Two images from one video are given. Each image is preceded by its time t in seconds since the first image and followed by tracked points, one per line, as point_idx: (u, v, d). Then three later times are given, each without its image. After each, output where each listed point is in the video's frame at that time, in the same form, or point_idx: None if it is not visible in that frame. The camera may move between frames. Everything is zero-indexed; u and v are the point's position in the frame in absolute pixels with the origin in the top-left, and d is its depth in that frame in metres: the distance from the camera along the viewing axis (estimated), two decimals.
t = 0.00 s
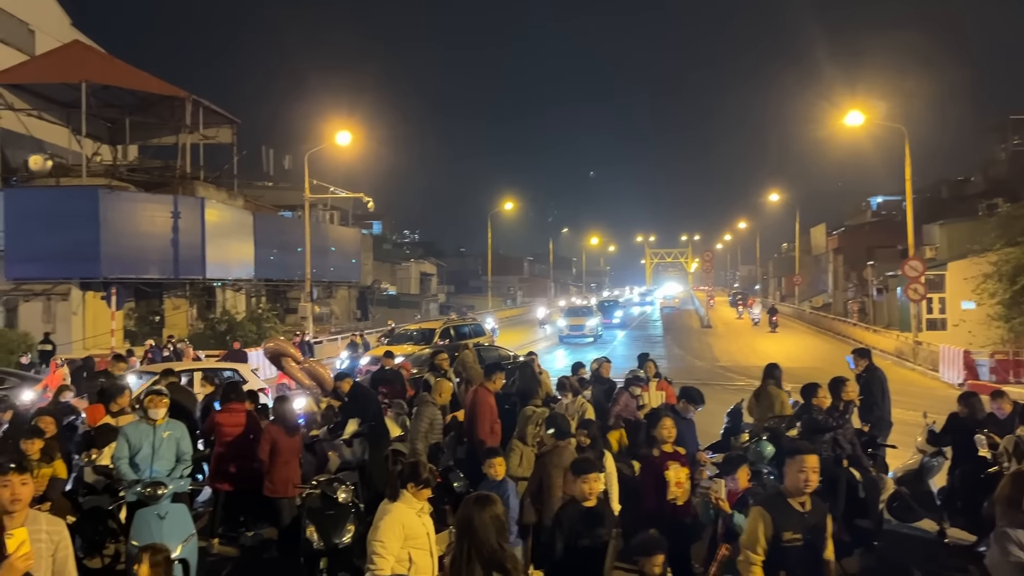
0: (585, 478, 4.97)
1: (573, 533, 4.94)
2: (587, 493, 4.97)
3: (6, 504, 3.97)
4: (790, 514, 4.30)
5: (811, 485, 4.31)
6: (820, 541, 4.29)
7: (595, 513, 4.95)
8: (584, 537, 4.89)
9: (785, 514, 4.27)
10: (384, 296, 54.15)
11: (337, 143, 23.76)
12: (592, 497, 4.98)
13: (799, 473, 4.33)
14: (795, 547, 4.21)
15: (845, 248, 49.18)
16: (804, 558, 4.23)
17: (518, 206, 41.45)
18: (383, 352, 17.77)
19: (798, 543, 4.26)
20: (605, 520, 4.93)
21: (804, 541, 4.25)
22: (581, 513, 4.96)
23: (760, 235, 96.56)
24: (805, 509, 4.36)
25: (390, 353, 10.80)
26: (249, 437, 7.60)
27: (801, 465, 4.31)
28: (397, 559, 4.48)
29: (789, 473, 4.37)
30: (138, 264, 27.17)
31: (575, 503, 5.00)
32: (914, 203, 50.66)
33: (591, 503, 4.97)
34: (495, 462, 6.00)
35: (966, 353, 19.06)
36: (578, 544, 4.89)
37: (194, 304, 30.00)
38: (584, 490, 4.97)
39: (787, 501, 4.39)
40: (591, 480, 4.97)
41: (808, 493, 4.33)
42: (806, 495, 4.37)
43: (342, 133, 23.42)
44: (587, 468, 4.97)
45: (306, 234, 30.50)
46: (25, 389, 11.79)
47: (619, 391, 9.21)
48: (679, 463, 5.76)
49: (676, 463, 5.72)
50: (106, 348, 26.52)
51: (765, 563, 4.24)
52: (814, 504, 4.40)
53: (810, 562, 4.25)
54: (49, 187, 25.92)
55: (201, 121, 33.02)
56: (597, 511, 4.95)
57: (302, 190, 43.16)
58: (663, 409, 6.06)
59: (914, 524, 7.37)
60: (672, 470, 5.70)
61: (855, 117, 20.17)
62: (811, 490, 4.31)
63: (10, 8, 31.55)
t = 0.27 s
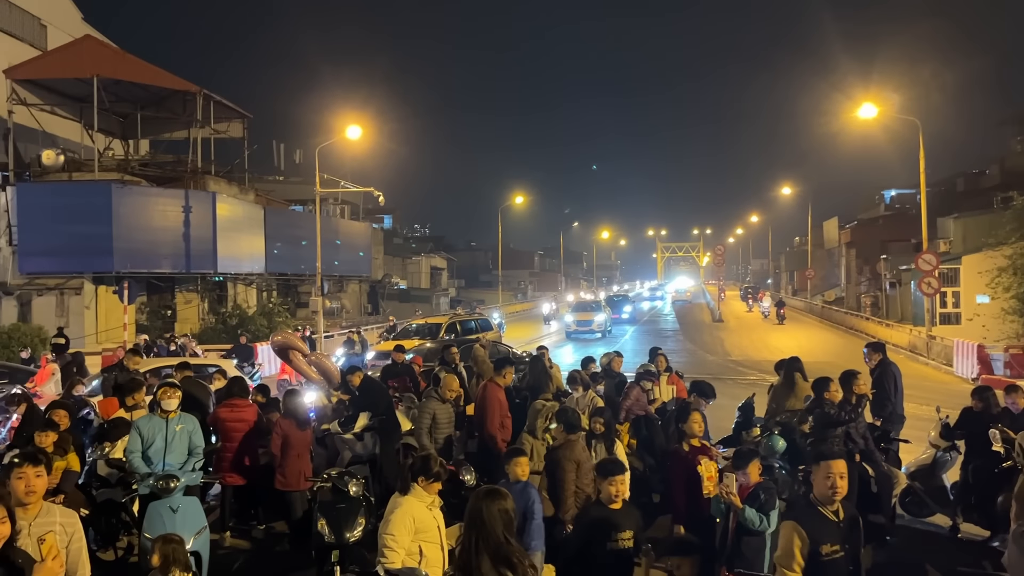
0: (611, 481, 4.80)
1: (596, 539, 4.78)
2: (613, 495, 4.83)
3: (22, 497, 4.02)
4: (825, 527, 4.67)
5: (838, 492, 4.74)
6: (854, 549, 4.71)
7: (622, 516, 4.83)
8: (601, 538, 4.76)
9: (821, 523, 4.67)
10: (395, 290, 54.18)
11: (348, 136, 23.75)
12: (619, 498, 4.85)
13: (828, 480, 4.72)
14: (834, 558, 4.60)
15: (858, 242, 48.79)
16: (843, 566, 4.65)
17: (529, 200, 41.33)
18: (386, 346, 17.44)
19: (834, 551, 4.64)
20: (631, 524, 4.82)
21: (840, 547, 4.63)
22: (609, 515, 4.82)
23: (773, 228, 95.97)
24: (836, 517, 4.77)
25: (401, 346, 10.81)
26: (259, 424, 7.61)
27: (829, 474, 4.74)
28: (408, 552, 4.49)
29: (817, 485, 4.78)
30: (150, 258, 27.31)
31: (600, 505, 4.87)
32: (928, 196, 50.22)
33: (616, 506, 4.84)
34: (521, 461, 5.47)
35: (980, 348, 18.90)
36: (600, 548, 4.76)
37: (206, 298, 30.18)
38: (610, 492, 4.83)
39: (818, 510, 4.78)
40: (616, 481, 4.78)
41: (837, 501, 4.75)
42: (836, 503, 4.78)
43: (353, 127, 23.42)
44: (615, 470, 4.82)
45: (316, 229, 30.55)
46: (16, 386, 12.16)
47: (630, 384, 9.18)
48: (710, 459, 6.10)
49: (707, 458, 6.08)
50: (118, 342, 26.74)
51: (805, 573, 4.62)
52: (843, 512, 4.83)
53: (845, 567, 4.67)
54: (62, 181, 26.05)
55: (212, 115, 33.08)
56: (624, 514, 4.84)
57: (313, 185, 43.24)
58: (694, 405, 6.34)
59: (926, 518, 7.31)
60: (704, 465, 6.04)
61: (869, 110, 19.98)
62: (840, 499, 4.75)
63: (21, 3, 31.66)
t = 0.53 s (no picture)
0: (630, 477, 4.83)
1: (614, 538, 4.77)
2: (632, 492, 4.84)
3: (30, 485, 4.04)
4: (850, 522, 4.19)
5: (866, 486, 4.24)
6: (885, 546, 4.22)
7: (638, 514, 4.85)
8: (615, 533, 4.77)
9: (848, 518, 4.18)
10: (403, 283, 54.22)
11: (355, 129, 23.76)
12: (636, 495, 4.87)
13: (853, 473, 4.24)
14: (863, 556, 4.11)
15: (867, 234, 48.51)
16: (873, 565, 4.15)
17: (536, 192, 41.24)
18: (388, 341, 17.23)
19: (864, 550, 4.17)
20: (647, 520, 4.84)
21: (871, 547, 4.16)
22: (627, 513, 4.82)
23: (781, 221, 95.61)
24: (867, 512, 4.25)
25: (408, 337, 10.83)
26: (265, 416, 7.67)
27: (853, 465, 4.24)
28: (414, 541, 4.51)
29: (841, 476, 4.30)
30: (158, 251, 27.44)
31: (617, 502, 4.88)
32: (938, 188, 49.89)
33: (634, 503, 4.86)
34: (543, 458, 5.09)
35: (989, 340, 18.78)
36: (615, 547, 4.76)
37: (214, 291, 30.26)
38: (629, 489, 4.84)
39: (844, 505, 4.30)
40: (633, 478, 4.82)
41: (866, 496, 4.24)
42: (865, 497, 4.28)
43: (360, 120, 23.42)
44: (632, 466, 4.86)
45: (324, 221, 30.59)
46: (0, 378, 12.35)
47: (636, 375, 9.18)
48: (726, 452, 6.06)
49: (722, 450, 6.05)
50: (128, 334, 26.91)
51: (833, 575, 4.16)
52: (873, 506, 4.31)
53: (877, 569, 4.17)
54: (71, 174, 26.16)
55: (220, 108, 33.14)
56: (640, 511, 4.85)
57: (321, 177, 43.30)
58: (715, 396, 6.36)
59: (933, 510, 7.32)
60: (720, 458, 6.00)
61: (878, 101, 19.84)
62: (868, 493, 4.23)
63: None
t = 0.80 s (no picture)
0: (646, 473, 4.82)
1: (632, 538, 4.79)
2: (648, 488, 4.84)
3: (33, 476, 4.06)
4: (870, 528, 3.92)
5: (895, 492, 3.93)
6: (912, 554, 3.92)
7: (653, 511, 4.84)
8: (630, 532, 4.79)
9: (869, 526, 3.89)
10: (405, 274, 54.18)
11: (357, 119, 23.70)
12: (653, 492, 4.87)
13: (878, 478, 3.94)
14: (881, 565, 3.85)
15: (870, 224, 48.40)
16: None
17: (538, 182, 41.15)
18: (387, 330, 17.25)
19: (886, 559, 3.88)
20: (663, 518, 4.86)
21: (894, 557, 3.88)
22: (644, 512, 4.82)
23: (783, 210, 95.45)
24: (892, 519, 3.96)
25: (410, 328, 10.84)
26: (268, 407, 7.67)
27: (881, 470, 3.92)
28: (416, 531, 4.52)
29: (867, 479, 3.99)
30: (160, 241, 27.45)
31: (634, 499, 4.87)
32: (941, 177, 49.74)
33: (650, 500, 4.86)
34: (565, 460, 4.90)
35: (991, 330, 18.75)
36: (630, 546, 4.79)
37: (216, 281, 30.24)
38: (645, 485, 4.83)
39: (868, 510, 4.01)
40: (650, 473, 4.81)
41: (892, 502, 3.94)
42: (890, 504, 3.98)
43: (361, 109, 23.36)
44: (648, 462, 4.84)
45: (325, 211, 30.52)
46: None
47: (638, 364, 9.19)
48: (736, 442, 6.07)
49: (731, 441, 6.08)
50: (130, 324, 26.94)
51: None
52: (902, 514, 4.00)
53: None
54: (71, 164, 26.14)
55: (221, 98, 33.07)
56: (656, 509, 4.85)
57: (322, 167, 43.24)
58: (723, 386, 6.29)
59: (934, 500, 7.33)
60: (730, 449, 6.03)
61: (880, 90, 19.75)
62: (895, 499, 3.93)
63: None
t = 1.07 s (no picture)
0: (664, 473, 4.89)
1: (654, 540, 4.85)
2: (668, 487, 4.89)
3: (28, 470, 4.05)
4: (906, 533, 3.73)
5: (935, 496, 3.75)
6: (948, 563, 3.71)
7: (675, 511, 4.91)
8: (651, 532, 4.87)
9: (901, 529, 3.73)
10: (400, 264, 54.11)
11: (352, 109, 23.61)
12: (672, 492, 4.93)
13: (920, 480, 3.76)
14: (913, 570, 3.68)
15: (864, 214, 48.53)
16: None
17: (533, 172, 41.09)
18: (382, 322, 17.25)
19: (920, 566, 3.69)
20: (685, 519, 4.93)
21: (927, 564, 3.68)
22: (665, 513, 4.89)
23: (778, 201, 95.62)
24: (929, 525, 3.77)
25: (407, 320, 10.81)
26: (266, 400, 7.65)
27: (921, 471, 3.77)
28: (414, 524, 4.54)
29: (907, 482, 3.85)
30: (155, 232, 27.35)
31: (655, 500, 4.93)
32: (936, 167, 49.82)
33: (671, 499, 4.92)
34: (585, 453, 4.76)
35: (984, 320, 18.88)
36: (652, 546, 4.86)
37: (211, 272, 30.16)
38: (665, 485, 4.89)
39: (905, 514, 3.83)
40: (670, 472, 4.88)
41: (932, 506, 3.76)
42: (930, 509, 3.79)
43: (356, 100, 23.27)
44: (665, 461, 4.91)
45: (320, 203, 30.46)
46: None
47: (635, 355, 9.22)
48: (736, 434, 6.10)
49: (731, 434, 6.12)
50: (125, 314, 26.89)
51: None
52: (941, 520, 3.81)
53: None
54: (65, 154, 25.97)
55: (215, 87, 32.88)
56: (677, 510, 4.92)
57: (317, 157, 43.09)
58: (723, 381, 6.32)
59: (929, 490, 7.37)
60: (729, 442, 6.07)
61: (876, 81, 19.76)
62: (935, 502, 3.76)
63: None
